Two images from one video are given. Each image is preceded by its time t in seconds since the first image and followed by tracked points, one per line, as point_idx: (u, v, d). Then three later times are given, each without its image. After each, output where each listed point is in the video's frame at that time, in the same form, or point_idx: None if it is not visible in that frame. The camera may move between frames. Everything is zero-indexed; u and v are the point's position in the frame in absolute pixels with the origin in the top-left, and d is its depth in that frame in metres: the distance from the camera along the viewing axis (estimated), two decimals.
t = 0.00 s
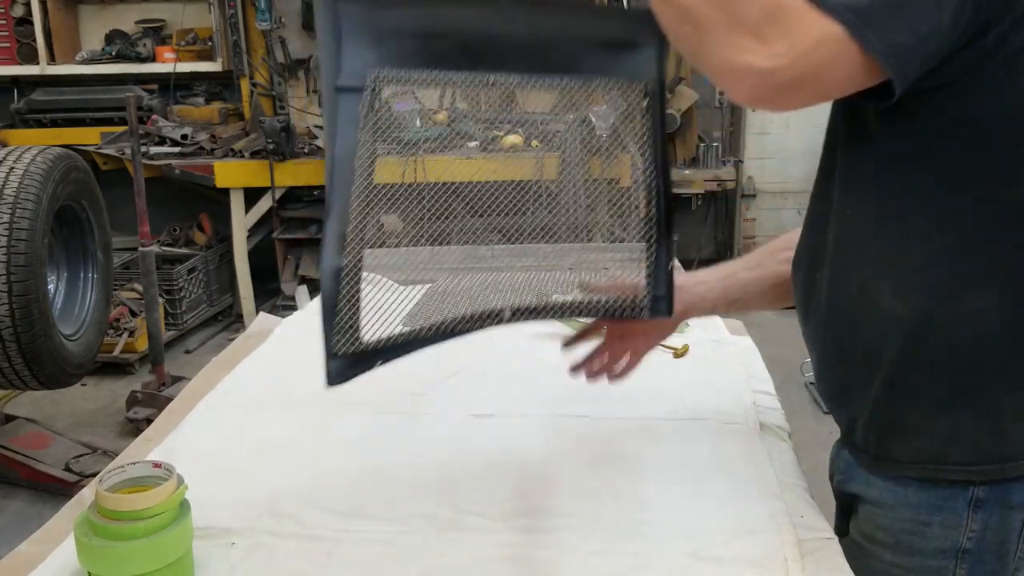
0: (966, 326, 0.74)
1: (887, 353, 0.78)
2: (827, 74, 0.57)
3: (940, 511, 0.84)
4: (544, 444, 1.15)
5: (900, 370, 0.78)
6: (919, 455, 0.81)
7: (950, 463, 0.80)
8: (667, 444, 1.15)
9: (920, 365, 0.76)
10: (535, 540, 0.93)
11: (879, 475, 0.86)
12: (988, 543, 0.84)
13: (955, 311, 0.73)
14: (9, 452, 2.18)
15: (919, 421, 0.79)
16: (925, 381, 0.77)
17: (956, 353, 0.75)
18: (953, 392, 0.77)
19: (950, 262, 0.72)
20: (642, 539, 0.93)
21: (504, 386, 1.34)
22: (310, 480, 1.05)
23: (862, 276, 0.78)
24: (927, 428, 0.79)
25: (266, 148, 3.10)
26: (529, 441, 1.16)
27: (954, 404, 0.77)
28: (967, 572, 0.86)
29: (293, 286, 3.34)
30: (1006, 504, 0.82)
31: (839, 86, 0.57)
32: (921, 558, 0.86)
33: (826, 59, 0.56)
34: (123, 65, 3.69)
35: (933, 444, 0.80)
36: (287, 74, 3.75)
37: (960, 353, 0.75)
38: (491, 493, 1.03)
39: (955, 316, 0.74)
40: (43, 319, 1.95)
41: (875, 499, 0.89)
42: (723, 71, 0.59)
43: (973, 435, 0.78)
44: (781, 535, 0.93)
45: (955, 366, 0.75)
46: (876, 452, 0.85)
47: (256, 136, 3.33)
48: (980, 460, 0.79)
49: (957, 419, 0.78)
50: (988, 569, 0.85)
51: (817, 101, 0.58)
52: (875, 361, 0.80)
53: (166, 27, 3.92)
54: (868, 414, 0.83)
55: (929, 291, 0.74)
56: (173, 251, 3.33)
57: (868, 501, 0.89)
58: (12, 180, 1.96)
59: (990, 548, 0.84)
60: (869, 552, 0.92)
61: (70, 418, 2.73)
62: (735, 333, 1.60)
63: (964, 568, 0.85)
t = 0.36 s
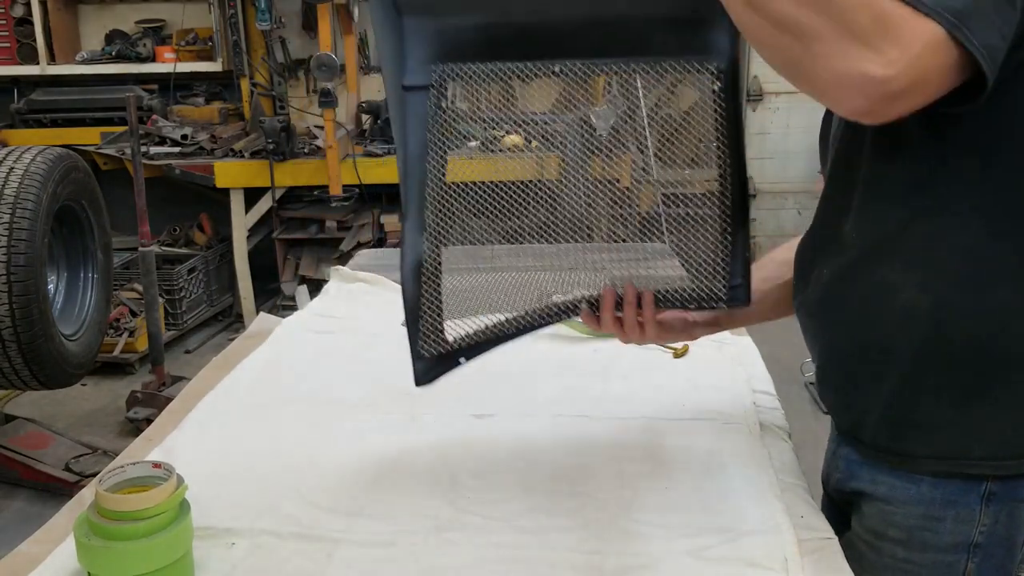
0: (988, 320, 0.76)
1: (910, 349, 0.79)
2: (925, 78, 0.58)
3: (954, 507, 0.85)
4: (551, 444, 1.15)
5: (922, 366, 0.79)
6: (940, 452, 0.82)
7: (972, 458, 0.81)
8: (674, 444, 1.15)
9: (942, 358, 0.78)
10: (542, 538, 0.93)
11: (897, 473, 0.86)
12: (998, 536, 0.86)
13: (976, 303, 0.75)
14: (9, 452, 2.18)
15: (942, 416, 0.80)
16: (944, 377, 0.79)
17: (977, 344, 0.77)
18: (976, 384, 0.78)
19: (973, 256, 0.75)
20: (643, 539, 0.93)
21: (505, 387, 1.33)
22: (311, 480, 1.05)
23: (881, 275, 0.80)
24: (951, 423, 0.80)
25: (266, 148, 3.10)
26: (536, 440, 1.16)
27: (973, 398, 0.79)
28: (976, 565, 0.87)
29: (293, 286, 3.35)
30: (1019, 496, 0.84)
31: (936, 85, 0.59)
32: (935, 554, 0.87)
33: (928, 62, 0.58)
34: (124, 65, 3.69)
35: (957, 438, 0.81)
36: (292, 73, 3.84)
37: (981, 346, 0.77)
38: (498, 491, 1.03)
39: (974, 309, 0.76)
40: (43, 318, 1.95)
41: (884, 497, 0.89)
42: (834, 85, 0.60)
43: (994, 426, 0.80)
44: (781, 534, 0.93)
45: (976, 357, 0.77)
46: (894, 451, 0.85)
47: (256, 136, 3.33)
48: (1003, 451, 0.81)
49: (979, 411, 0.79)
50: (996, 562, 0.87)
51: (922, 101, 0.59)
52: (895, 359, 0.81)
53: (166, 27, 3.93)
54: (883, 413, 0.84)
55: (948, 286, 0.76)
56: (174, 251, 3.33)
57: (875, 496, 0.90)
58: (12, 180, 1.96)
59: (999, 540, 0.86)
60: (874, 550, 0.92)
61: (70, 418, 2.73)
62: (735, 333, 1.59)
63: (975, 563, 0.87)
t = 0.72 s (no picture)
0: (981, 323, 0.77)
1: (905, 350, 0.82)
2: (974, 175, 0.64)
3: (942, 489, 0.85)
4: (546, 442, 1.16)
5: (914, 366, 0.82)
6: (930, 451, 0.83)
7: (963, 457, 0.82)
8: (668, 443, 1.15)
9: (935, 358, 0.80)
10: (543, 537, 0.94)
11: (888, 467, 0.88)
12: (987, 520, 0.85)
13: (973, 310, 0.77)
14: (9, 452, 2.18)
15: (933, 416, 0.82)
16: (936, 376, 0.81)
17: (970, 346, 0.78)
18: (968, 386, 0.80)
19: (970, 265, 0.76)
20: (641, 539, 0.93)
21: (503, 385, 1.34)
22: (312, 479, 1.05)
23: (882, 278, 0.83)
24: (940, 421, 0.82)
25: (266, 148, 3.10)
26: (532, 437, 1.17)
27: (965, 399, 0.80)
28: (964, 549, 0.87)
29: (293, 286, 3.35)
30: (1007, 482, 0.83)
31: (996, 173, 0.65)
32: (922, 534, 0.87)
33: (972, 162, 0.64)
34: (124, 65, 3.69)
35: (946, 437, 0.82)
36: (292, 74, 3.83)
37: (972, 348, 0.78)
38: (497, 491, 1.03)
39: (967, 311, 0.77)
40: (43, 318, 1.95)
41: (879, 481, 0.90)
42: (914, 240, 0.66)
43: (985, 427, 0.81)
44: (780, 534, 0.93)
45: (968, 358, 0.79)
46: (886, 447, 0.87)
47: (256, 136, 3.33)
48: (993, 452, 0.81)
49: (970, 413, 0.81)
50: (984, 547, 0.86)
51: (991, 194, 0.65)
52: (891, 359, 0.83)
53: (166, 27, 3.93)
54: (878, 409, 0.87)
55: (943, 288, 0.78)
56: (174, 251, 3.33)
57: (870, 482, 0.90)
58: (12, 180, 1.97)
59: (987, 524, 0.86)
60: (869, 534, 0.93)
61: (70, 418, 2.73)
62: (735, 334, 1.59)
63: (961, 545, 0.86)
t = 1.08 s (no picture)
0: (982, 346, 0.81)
1: (909, 370, 0.84)
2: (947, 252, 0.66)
3: (936, 483, 0.87)
4: (544, 443, 1.16)
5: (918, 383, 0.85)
6: (921, 457, 0.87)
7: (953, 464, 0.86)
8: (667, 444, 1.15)
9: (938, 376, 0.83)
10: (540, 540, 0.93)
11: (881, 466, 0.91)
12: (978, 514, 0.88)
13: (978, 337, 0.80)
14: (9, 452, 2.18)
15: (933, 427, 0.86)
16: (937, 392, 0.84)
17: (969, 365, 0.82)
18: (955, 402, 0.84)
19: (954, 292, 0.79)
20: (641, 539, 0.93)
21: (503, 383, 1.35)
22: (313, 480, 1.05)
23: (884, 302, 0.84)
24: (939, 432, 0.86)
25: (265, 148, 3.10)
26: (532, 438, 1.17)
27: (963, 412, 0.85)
28: (955, 542, 0.90)
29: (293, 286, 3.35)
30: (999, 479, 0.87)
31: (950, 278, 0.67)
32: (916, 525, 0.90)
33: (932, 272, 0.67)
34: (124, 65, 3.68)
35: (945, 448, 0.85)
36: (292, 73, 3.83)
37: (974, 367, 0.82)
38: (495, 491, 1.03)
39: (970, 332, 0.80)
40: (43, 318, 1.95)
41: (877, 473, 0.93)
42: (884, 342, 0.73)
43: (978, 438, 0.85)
44: (779, 535, 0.93)
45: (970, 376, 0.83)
46: (882, 451, 0.90)
47: (256, 136, 3.32)
48: (988, 462, 0.85)
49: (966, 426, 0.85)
50: (976, 538, 0.89)
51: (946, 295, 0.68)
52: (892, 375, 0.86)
53: (166, 26, 3.92)
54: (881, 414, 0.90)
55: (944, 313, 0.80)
56: (174, 251, 3.33)
57: (868, 475, 0.93)
58: (12, 180, 1.97)
59: (983, 516, 0.88)
60: (862, 521, 0.95)
61: (70, 418, 2.73)
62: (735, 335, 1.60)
63: (955, 538, 0.89)
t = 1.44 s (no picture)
0: (957, 357, 0.86)
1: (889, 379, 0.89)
2: (881, 365, 0.75)
3: (914, 484, 0.93)
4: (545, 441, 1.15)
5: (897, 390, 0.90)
6: (903, 459, 0.92)
7: (932, 463, 0.91)
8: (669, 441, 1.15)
9: (917, 383, 0.89)
10: (542, 539, 0.92)
11: (865, 469, 0.97)
12: (957, 514, 0.94)
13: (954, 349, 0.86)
14: (9, 452, 2.17)
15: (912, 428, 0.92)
16: (916, 398, 0.90)
17: (949, 373, 0.87)
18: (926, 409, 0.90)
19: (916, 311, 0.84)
20: (642, 537, 0.93)
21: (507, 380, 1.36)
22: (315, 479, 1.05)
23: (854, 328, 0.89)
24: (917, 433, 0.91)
25: (265, 148, 3.08)
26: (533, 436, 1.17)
27: (939, 416, 0.91)
28: (936, 541, 0.96)
29: (293, 285, 3.34)
30: (976, 480, 0.92)
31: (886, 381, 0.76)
32: (894, 525, 0.96)
33: (868, 386, 0.76)
34: (123, 65, 3.68)
35: (922, 448, 0.91)
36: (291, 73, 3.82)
37: (950, 376, 0.88)
38: (496, 489, 1.03)
39: (945, 344, 0.85)
40: (43, 318, 1.95)
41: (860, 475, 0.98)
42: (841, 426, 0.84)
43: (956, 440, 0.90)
44: (781, 535, 0.93)
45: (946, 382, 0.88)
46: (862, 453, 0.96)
47: (256, 136, 3.31)
48: (964, 463, 0.91)
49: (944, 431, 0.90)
50: (955, 535, 0.95)
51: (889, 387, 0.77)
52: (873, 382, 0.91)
53: (165, 26, 3.92)
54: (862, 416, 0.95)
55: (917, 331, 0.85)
56: (174, 251, 3.33)
57: (851, 477, 0.99)
58: (12, 180, 1.96)
59: (961, 516, 0.94)
60: (847, 524, 1.02)
61: (70, 418, 2.72)
62: (736, 334, 1.59)
63: (935, 537, 0.95)
